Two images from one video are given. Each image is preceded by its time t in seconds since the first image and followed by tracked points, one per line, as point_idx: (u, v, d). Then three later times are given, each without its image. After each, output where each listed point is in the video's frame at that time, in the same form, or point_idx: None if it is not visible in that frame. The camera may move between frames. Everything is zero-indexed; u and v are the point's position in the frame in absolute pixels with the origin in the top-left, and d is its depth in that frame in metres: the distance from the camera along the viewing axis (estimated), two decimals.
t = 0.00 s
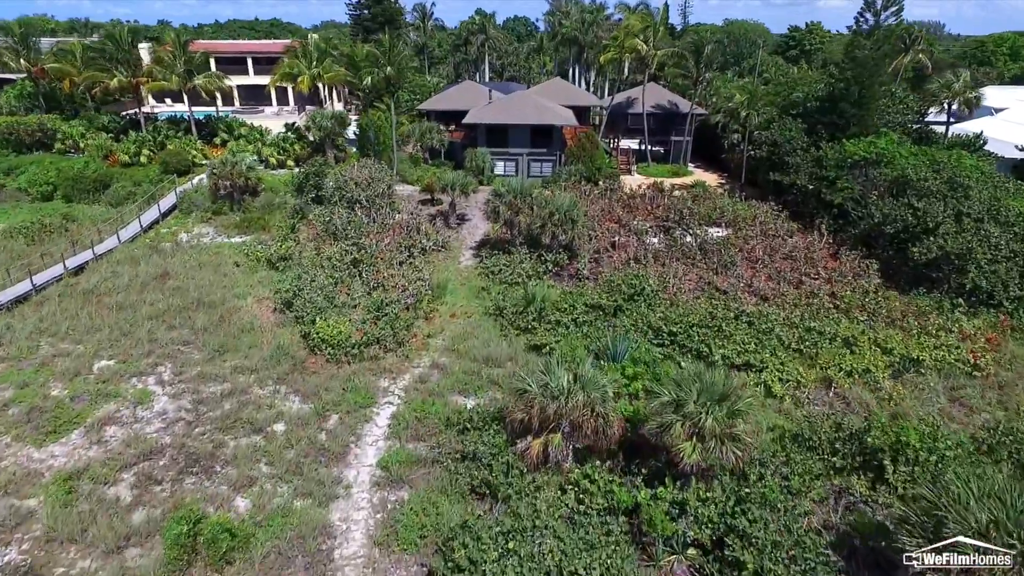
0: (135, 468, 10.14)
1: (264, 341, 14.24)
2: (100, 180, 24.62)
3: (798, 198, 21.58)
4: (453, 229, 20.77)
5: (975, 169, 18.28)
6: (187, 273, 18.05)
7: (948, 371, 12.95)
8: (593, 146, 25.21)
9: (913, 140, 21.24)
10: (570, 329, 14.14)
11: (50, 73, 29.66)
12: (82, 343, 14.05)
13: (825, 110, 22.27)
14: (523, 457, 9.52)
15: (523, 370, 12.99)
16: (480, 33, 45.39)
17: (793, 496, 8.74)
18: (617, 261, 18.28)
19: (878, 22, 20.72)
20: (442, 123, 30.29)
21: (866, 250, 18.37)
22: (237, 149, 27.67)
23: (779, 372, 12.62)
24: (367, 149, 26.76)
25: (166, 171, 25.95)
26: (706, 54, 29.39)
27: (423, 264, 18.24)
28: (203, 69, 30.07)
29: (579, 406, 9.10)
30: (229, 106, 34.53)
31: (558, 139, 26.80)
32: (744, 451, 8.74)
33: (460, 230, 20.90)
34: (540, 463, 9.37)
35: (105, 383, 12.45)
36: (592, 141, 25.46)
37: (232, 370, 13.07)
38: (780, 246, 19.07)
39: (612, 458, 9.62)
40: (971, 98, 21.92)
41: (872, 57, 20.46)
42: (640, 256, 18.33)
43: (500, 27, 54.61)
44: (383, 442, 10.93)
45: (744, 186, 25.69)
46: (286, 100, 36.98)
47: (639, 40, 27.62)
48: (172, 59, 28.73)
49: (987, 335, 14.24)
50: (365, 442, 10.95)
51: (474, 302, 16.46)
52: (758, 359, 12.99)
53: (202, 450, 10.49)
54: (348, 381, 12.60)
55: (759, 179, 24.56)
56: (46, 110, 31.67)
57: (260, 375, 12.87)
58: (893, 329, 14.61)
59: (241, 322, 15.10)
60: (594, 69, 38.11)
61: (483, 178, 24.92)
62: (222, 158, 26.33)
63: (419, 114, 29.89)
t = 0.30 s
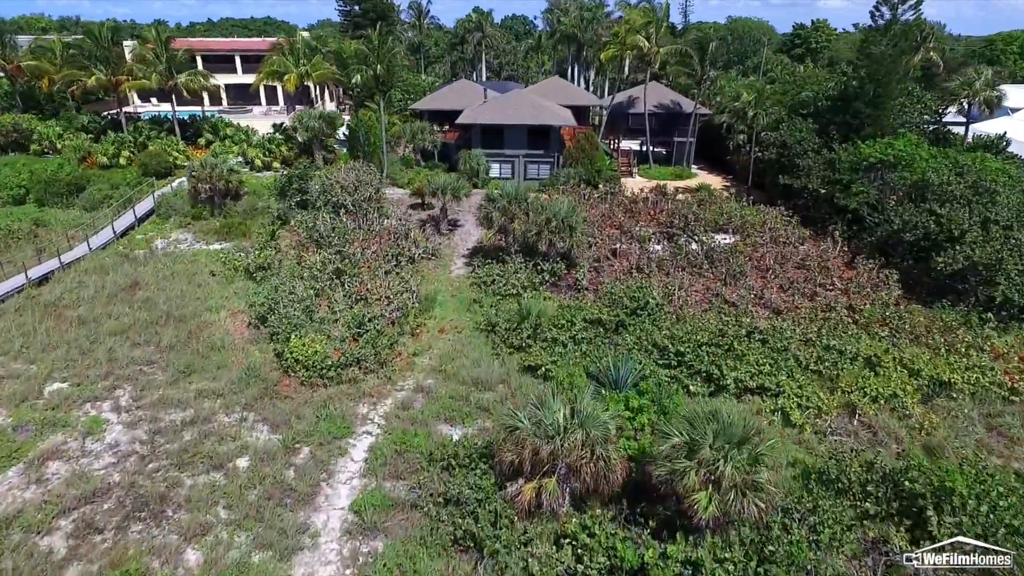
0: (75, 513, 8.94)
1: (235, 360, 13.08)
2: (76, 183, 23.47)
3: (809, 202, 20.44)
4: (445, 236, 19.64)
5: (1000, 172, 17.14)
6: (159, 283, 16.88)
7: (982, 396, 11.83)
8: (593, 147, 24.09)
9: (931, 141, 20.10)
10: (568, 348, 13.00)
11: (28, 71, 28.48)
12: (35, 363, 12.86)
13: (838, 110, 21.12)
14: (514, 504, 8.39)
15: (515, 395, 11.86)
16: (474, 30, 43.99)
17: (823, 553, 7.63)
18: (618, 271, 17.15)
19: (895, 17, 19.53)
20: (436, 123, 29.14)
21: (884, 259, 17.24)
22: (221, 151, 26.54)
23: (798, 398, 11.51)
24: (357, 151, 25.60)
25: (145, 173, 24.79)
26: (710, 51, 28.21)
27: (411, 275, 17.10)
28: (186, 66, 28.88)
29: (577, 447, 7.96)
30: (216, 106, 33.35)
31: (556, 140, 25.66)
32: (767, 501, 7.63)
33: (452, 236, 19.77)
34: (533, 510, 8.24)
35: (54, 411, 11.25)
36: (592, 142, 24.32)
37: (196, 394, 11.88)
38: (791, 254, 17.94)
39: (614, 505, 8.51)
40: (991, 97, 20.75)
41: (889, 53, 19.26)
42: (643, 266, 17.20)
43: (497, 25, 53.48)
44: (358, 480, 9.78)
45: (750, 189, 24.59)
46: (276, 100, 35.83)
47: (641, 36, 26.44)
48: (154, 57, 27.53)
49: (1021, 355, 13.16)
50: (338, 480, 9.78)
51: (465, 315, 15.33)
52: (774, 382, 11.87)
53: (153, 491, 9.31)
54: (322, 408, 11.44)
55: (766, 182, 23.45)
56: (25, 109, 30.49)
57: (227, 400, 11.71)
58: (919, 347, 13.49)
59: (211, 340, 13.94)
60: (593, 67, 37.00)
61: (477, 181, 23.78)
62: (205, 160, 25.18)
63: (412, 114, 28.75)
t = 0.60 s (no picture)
0: None
1: (199, 384, 11.93)
2: (48, 186, 22.30)
3: (821, 207, 19.31)
4: (435, 243, 18.52)
5: None
6: (127, 295, 15.74)
7: None
8: (592, 149, 22.93)
9: (951, 143, 18.99)
10: (565, 370, 11.87)
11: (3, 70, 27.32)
12: None
13: (852, 110, 20.01)
14: (501, 565, 7.26)
15: (506, 426, 10.73)
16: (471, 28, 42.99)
17: None
18: (619, 282, 16.02)
19: (914, 12, 18.41)
20: (430, 124, 28.04)
21: (903, 269, 16.13)
22: (204, 153, 25.39)
23: (820, 429, 10.40)
24: (345, 152, 24.48)
25: (124, 176, 23.64)
26: (715, 49, 27.11)
27: (397, 286, 15.96)
28: (169, 64, 27.71)
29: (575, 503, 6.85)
30: (202, 105, 32.21)
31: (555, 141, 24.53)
32: (797, 569, 6.52)
33: (443, 243, 18.69)
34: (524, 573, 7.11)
35: None
36: (592, 143, 23.24)
37: (152, 424, 10.72)
38: (804, 263, 16.82)
39: (616, 565, 7.39)
40: (1016, 96, 19.63)
41: (908, 49, 18.08)
42: (646, 276, 16.09)
43: (494, 23, 52.41)
44: (326, 529, 8.62)
45: (757, 193, 23.53)
46: (265, 99, 34.73)
47: (643, 33, 25.31)
48: (134, 54, 26.35)
49: None
50: (304, 528, 8.62)
51: (454, 331, 14.21)
52: (793, 411, 10.75)
53: (90, 545, 8.14)
54: (291, 442, 10.28)
55: (774, 185, 22.38)
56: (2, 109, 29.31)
57: (187, 431, 10.55)
58: (948, 369, 12.37)
59: (176, 360, 12.79)
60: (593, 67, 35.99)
61: (472, 184, 22.68)
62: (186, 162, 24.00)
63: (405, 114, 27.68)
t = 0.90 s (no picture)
0: None
1: (157, 413, 10.77)
2: (18, 190, 21.14)
3: (835, 213, 18.27)
4: (425, 252, 17.40)
5: None
6: (90, 308, 14.59)
7: None
8: (591, 151, 21.91)
9: (973, 145, 17.88)
10: (563, 397, 10.76)
11: None
12: None
13: (867, 111, 18.90)
14: None
15: (497, 464, 9.58)
16: (468, 26, 41.85)
17: None
18: (620, 295, 14.90)
19: (936, 5, 17.25)
20: (423, 124, 26.92)
21: (926, 281, 15.03)
22: (185, 154, 24.25)
23: (848, 467, 9.25)
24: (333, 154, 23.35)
25: (100, 180, 22.50)
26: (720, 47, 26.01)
27: (381, 301, 14.84)
28: (150, 61, 26.54)
29: None
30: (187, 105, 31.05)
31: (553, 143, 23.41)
32: None
33: (433, 252, 17.57)
34: None
35: None
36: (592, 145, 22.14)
37: (98, 461, 9.54)
38: (819, 274, 15.70)
39: None
40: None
41: (929, 44, 16.91)
42: (650, 288, 14.96)
43: (492, 22, 51.34)
44: None
45: (765, 198, 22.45)
46: (254, 99, 33.59)
47: (645, 30, 24.17)
48: (113, 51, 25.19)
49: None
50: None
51: (442, 350, 13.09)
52: (816, 446, 9.63)
53: None
54: (252, 483, 9.11)
55: (783, 190, 21.31)
56: None
57: (137, 469, 9.39)
58: (983, 395, 11.25)
59: (135, 384, 11.62)
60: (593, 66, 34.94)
61: (465, 188, 21.56)
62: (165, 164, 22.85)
63: (397, 115, 26.58)
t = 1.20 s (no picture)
0: None
1: (105, 448, 9.62)
2: None
3: (850, 220, 17.19)
4: (412, 262, 16.29)
5: None
6: (47, 325, 13.43)
7: None
8: (591, 153, 20.84)
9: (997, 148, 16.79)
10: (559, 432, 9.63)
11: None
12: None
13: (883, 111, 17.80)
14: None
15: (484, 512, 8.45)
16: (464, 23, 40.71)
17: None
18: (622, 310, 13.79)
19: None
20: (415, 125, 25.80)
21: (951, 295, 13.93)
22: (165, 157, 23.10)
23: (883, 517, 8.11)
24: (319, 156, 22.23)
25: (73, 184, 21.36)
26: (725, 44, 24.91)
27: (364, 317, 13.73)
28: (129, 59, 25.37)
29: None
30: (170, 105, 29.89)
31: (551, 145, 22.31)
32: None
33: (422, 262, 16.45)
34: None
35: None
36: (591, 147, 21.03)
37: (31, 509, 8.38)
38: (836, 286, 14.58)
39: None
40: None
41: (953, 40, 15.77)
42: (655, 302, 13.85)
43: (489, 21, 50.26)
44: None
45: (773, 202, 21.36)
46: (241, 99, 32.44)
47: (647, 26, 23.04)
48: (90, 48, 24.04)
49: None
50: None
51: (428, 372, 11.97)
52: (846, 490, 8.52)
53: None
54: (203, 537, 7.96)
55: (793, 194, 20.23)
56: None
57: (75, 518, 8.25)
58: None
59: (85, 414, 10.48)
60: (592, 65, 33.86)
61: (458, 193, 20.43)
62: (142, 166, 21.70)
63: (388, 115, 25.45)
